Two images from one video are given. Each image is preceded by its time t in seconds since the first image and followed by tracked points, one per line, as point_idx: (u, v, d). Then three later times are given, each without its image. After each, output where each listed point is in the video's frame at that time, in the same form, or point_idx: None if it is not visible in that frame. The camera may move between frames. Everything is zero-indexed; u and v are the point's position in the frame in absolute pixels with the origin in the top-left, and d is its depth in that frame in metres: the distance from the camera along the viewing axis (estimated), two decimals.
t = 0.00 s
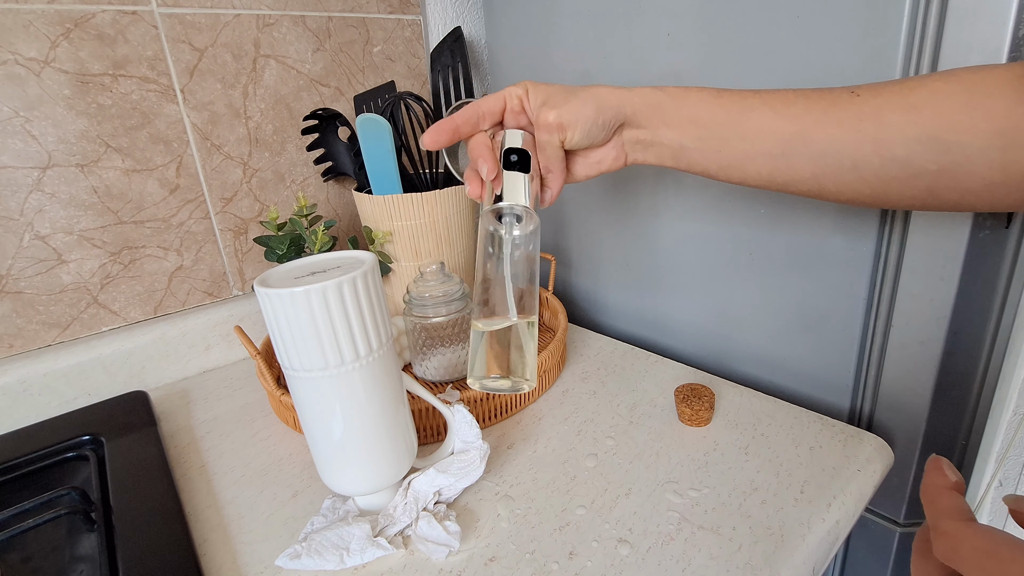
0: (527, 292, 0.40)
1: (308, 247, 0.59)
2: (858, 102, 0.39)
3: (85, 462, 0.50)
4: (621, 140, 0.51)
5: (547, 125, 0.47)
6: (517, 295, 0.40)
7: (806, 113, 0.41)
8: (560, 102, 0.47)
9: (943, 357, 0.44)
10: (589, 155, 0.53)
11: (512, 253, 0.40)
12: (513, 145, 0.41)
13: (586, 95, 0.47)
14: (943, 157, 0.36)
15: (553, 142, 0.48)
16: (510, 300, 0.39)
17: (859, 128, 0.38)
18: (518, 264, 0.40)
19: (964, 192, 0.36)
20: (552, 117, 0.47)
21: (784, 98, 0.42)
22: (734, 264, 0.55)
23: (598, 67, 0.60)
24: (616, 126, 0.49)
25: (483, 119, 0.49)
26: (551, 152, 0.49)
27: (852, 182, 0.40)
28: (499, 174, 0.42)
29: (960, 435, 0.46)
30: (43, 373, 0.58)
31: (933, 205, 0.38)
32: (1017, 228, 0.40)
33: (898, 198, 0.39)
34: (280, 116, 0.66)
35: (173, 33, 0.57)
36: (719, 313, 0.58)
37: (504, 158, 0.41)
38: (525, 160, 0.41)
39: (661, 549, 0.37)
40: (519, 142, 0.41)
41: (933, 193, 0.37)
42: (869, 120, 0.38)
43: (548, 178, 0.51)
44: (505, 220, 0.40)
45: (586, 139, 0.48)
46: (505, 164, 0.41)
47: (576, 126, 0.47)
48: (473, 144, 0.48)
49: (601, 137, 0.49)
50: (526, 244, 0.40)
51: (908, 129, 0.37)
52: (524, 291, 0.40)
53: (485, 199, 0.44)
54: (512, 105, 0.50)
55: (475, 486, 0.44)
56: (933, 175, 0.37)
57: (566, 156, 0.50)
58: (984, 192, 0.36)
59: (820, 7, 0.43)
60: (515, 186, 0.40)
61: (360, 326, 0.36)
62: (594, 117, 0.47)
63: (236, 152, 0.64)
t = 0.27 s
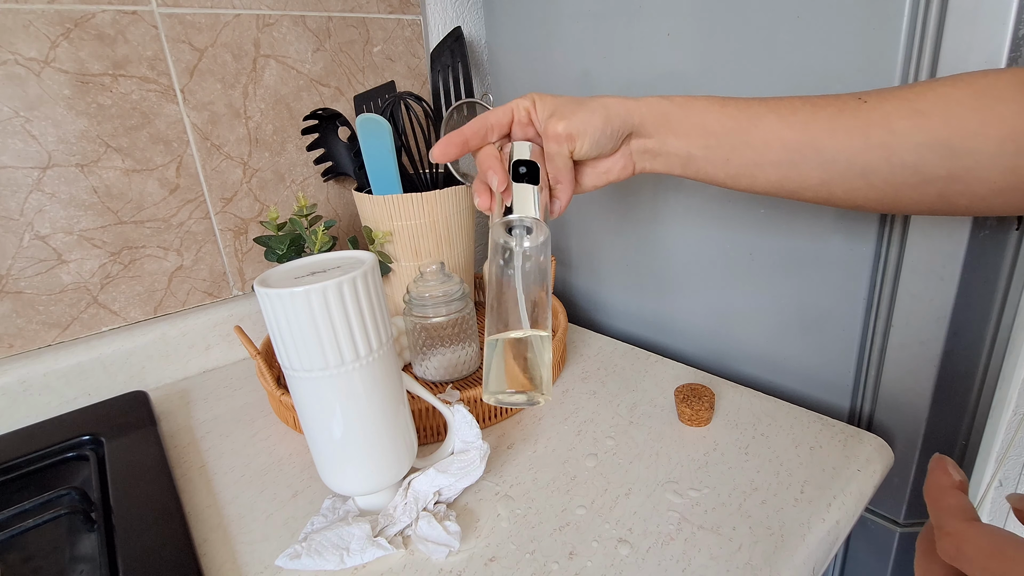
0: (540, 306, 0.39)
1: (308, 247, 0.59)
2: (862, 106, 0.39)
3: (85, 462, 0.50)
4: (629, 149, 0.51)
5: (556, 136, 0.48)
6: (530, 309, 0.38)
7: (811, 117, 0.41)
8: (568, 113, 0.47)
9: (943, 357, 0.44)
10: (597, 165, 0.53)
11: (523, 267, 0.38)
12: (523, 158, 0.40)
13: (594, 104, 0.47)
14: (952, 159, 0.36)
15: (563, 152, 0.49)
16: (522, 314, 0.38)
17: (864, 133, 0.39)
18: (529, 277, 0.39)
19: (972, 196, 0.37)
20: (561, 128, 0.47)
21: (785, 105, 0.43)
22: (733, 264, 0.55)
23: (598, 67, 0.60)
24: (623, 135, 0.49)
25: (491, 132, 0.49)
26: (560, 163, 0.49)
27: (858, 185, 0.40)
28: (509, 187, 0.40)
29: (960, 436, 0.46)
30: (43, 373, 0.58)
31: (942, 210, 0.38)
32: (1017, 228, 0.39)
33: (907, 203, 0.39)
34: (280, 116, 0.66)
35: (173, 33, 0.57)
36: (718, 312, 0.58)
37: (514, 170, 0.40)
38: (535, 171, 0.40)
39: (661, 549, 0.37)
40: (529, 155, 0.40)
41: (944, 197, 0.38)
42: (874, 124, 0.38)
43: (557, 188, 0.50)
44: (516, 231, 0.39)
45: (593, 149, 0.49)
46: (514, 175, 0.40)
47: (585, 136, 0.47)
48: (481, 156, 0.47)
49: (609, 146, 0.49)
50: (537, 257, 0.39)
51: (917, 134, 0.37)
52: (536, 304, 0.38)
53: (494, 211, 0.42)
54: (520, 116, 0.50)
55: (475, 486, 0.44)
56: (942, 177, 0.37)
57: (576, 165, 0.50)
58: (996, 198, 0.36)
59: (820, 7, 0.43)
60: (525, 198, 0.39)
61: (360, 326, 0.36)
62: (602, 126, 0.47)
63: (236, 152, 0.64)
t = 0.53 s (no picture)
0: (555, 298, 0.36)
1: (308, 247, 0.59)
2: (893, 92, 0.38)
3: (85, 462, 0.50)
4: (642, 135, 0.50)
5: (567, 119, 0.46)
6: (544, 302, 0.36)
7: (810, 117, 0.41)
8: (582, 95, 0.46)
9: (943, 357, 0.44)
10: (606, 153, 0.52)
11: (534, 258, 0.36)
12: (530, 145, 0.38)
13: (607, 88, 0.46)
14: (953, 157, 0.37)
15: (575, 137, 0.47)
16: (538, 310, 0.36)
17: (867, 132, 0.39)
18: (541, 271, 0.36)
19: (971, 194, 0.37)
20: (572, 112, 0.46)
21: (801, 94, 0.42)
22: (733, 264, 0.55)
23: (598, 66, 0.60)
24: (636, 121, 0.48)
25: (497, 116, 0.48)
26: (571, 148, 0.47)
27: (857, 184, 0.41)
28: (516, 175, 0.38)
29: (960, 435, 0.46)
30: (42, 373, 0.58)
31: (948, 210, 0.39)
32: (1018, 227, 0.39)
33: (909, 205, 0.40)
34: (280, 116, 0.66)
35: (173, 33, 0.57)
36: (719, 312, 0.58)
37: (520, 157, 0.38)
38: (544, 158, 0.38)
39: (661, 549, 0.37)
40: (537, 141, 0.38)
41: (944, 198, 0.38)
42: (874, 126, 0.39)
43: (567, 175, 0.49)
44: (524, 226, 0.36)
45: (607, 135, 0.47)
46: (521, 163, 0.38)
47: (596, 121, 0.46)
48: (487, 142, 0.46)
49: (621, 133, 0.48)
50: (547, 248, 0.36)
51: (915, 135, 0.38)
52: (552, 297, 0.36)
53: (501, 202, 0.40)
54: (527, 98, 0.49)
55: (475, 486, 0.44)
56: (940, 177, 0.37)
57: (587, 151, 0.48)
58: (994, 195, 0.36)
59: (819, 7, 0.43)
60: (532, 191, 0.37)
61: (360, 326, 0.36)
62: (615, 111, 0.46)
63: (236, 152, 0.64)
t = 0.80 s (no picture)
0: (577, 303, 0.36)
1: (308, 247, 0.59)
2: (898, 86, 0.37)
3: (85, 462, 0.50)
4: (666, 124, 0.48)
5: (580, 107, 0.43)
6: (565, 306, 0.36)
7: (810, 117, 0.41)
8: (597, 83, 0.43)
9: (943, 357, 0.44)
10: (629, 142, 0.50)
11: (551, 263, 0.36)
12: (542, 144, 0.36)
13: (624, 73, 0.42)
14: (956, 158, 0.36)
15: (588, 129, 0.44)
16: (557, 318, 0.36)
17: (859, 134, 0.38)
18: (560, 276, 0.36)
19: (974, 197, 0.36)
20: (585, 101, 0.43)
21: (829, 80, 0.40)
22: (734, 264, 0.55)
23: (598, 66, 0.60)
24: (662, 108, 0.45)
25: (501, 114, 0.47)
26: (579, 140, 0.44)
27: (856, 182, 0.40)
28: (528, 178, 0.36)
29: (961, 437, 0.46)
30: (43, 373, 0.58)
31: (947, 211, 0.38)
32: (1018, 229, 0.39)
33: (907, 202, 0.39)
34: (280, 116, 0.66)
35: (173, 33, 0.57)
36: (719, 313, 0.58)
37: (532, 158, 0.36)
38: (557, 158, 0.36)
39: (661, 549, 0.37)
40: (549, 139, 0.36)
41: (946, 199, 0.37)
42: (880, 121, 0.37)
43: (584, 170, 0.47)
44: (541, 232, 0.36)
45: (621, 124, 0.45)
46: (532, 165, 0.36)
47: (611, 110, 0.43)
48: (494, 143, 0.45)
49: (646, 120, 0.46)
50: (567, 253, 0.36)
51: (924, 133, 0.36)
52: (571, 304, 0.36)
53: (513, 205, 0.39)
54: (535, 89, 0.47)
55: (475, 486, 0.44)
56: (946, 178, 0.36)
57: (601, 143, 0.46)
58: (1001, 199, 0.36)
59: (819, 7, 0.43)
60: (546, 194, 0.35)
61: (360, 326, 0.36)
62: (634, 98, 0.43)
63: (236, 152, 0.64)
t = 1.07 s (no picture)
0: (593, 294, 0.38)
1: (308, 247, 0.59)
2: (921, 79, 0.37)
3: (85, 462, 0.50)
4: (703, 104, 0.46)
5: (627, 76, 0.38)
6: (583, 298, 0.38)
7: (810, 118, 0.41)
8: (643, 53, 0.39)
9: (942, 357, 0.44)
10: (662, 125, 0.47)
11: (572, 258, 0.37)
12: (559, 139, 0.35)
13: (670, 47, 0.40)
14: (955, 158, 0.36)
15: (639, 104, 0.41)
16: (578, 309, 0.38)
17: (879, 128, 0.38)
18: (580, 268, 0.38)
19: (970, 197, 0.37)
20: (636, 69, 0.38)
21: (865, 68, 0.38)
22: (734, 264, 0.55)
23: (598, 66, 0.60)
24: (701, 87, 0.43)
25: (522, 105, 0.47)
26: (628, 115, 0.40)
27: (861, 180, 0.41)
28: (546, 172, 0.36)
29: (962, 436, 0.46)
30: (43, 373, 0.58)
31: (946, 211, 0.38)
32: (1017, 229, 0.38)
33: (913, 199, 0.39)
34: (280, 116, 0.66)
35: (173, 33, 0.57)
36: (719, 313, 0.58)
37: (548, 156, 0.35)
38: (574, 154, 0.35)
39: (661, 549, 0.37)
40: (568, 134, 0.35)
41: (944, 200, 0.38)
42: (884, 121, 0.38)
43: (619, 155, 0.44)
44: (562, 229, 0.36)
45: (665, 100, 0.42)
46: (549, 162, 0.35)
47: (664, 80, 0.40)
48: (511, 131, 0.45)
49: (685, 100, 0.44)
50: (585, 246, 0.38)
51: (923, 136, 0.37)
52: (591, 294, 0.38)
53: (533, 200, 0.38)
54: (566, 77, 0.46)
55: (475, 486, 0.44)
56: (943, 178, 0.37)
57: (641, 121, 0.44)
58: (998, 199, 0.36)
59: (819, 7, 0.43)
60: (566, 191, 0.35)
61: (360, 326, 0.36)
62: (681, 73, 0.40)
63: (236, 152, 0.64)
